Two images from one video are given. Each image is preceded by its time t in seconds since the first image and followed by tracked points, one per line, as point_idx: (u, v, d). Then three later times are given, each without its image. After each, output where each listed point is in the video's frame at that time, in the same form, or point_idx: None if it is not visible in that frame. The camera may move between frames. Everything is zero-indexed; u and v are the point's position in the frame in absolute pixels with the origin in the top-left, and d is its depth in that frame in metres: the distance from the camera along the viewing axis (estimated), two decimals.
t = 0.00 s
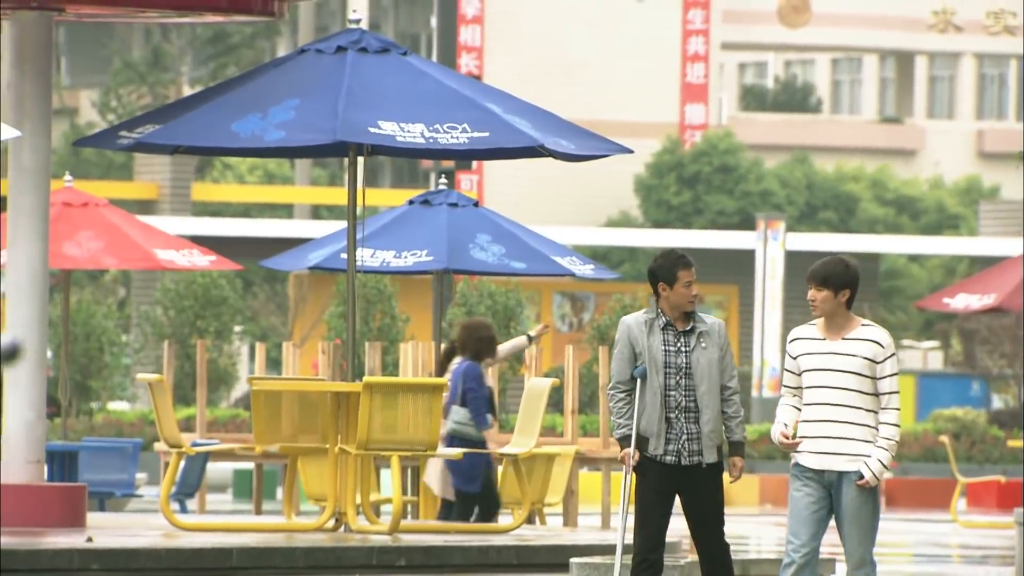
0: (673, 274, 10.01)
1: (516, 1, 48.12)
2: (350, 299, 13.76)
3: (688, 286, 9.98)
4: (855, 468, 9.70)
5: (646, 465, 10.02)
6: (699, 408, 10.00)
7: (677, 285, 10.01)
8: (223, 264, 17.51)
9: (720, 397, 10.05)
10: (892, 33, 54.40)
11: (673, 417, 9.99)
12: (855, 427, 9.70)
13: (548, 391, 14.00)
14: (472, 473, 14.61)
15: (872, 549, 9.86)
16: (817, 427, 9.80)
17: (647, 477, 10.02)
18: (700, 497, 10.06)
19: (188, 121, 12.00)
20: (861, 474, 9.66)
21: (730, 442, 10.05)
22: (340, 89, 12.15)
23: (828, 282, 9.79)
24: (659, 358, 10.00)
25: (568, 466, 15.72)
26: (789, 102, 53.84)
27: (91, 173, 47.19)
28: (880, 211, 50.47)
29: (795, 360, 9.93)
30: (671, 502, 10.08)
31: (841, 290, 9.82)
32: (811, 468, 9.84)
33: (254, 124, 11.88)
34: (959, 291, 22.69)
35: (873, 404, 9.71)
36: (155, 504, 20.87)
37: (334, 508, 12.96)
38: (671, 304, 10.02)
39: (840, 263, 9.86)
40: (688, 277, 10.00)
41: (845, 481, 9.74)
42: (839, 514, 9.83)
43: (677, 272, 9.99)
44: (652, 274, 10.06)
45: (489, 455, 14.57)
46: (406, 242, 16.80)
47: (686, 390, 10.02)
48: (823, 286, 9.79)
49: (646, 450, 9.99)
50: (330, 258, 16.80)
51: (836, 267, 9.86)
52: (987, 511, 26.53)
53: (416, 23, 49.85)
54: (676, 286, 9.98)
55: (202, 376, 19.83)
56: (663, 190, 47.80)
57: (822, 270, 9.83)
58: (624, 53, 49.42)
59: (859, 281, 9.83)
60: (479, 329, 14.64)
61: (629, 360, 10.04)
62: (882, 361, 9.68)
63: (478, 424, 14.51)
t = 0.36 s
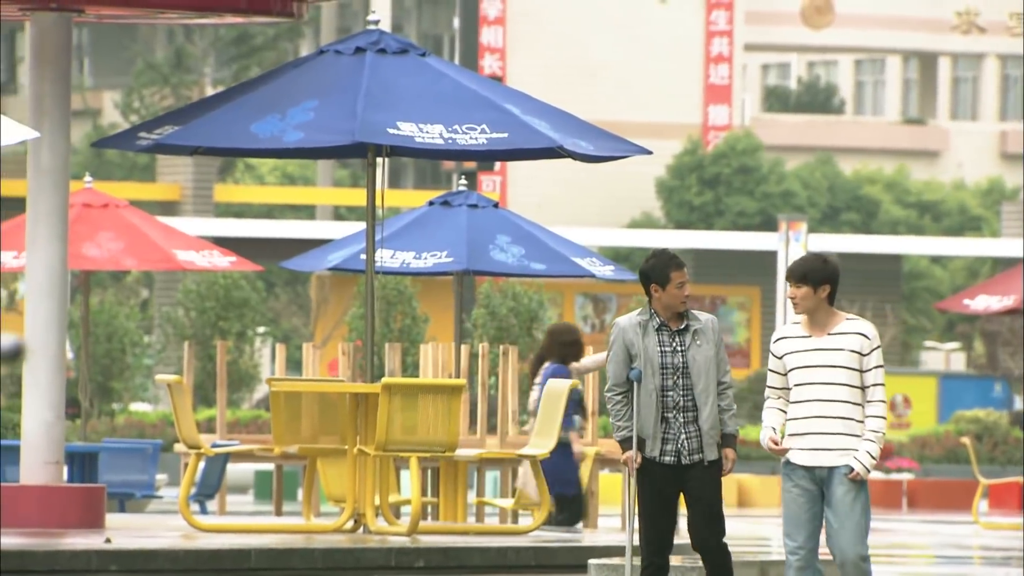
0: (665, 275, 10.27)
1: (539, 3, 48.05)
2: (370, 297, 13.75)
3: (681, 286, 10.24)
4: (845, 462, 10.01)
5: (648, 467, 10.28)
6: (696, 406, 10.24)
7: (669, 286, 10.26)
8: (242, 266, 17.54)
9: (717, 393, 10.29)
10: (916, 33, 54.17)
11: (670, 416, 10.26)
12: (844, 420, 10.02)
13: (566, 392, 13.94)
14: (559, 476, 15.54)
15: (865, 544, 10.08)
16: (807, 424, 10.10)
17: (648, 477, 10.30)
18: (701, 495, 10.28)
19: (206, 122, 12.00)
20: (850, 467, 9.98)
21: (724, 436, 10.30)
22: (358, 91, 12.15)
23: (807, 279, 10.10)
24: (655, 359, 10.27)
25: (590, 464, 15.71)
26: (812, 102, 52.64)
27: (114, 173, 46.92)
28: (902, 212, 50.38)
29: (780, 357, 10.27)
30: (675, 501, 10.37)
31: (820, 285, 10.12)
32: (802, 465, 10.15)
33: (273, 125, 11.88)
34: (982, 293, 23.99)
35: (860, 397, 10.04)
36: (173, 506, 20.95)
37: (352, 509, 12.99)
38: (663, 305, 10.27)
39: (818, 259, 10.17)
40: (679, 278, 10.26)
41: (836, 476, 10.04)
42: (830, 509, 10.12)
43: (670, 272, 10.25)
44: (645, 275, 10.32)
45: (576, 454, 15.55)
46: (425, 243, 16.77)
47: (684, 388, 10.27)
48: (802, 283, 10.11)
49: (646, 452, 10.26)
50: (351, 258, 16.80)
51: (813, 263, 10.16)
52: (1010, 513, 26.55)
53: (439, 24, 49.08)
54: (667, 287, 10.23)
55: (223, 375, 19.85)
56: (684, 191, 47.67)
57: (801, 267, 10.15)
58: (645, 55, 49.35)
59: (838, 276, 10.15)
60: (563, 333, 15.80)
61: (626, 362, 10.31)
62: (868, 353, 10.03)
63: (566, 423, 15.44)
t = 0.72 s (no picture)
0: (685, 279, 10.18)
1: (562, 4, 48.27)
2: (391, 298, 13.76)
3: (698, 295, 10.14)
4: (842, 462, 9.93)
5: (664, 473, 10.20)
6: (715, 417, 10.11)
7: (686, 291, 10.18)
8: (264, 266, 17.56)
9: (739, 406, 10.16)
10: (940, 34, 54.00)
11: (687, 424, 10.14)
12: (842, 422, 9.94)
13: (586, 394, 13.95)
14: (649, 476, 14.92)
15: (862, 544, 9.99)
16: (807, 427, 10.03)
17: (664, 486, 10.21)
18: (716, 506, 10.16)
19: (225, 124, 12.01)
20: (848, 467, 9.89)
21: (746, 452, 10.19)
22: (378, 92, 12.15)
23: (807, 282, 9.99)
24: (676, 367, 10.15)
25: (612, 465, 15.72)
26: (837, 104, 52.40)
27: (137, 175, 46.76)
28: (923, 214, 50.15)
29: (784, 359, 10.18)
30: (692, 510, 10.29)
31: (820, 290, 10.01)
32: (803, 468, 10.09)
33: (293, 126, 11.88)
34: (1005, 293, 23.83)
35: (860, 398, 9.94)
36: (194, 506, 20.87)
37: (372, 511, 12.98)
38: (690, 309, 10.17)
39: (820, 261, 10.04)
40: (698, 285, 10.16)
41: (834, 476, 9.96)
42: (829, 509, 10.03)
43: (688, 277, 10.14)
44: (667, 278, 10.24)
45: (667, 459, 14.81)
46: (446, 245, 16.76)
47: (704, 398, 10.14)
48: (801, 286, 10.00)
49: (662, 460, 10.17)
50: (371, 260, 16.82)
51: (815, 266, 10.04)
52: None
53: (462, 25, 49.10)
54: (684, 291, 10.16)
55: (243, 376, 19.85)
56: (706, 194, 47.39)
57: (800, 270, 10.02)
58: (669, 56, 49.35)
59: (839, 279, 10.01)
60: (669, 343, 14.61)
61: (648, 368, 10.21)
62: (868, 356, 9.93)
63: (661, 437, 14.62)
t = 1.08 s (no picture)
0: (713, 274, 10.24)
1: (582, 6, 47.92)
2: (406, 299, 13.74)
3: (723, 288, 10.20)
4: (839, 467, 10.18)
5: (676, 466, 10.27)
6: (727, 415, 10.18)
7: (714, 284, 10.24)
8: (280, 268, 17.57)
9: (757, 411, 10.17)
10: (959, 36, 53.76)
11: (702, 419, 10.22)
12: (842, 427, 10.18)
13: (601, 397, 13.95)
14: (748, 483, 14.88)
15: (856, 553, 10.22)
16: (810, 429, 10.29)
17: (676, 479, 10.27)
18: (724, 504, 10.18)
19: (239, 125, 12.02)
20: (844, 473, 10.14)
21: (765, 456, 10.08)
22: (393, 94, 12.14)
23: (823, 283, 10.23)
24: (696, 358, 10.27)
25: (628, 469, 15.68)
26: (855, 105, 52.46)
27: (156, 177, 46.76)
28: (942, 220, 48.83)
29: (800, 359, 10.42)
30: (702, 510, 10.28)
31: (836, 292, 10.25)
32: (804, 471, 10.35)
33: (307, 128, 11.87)
34: None
35: (865, 405, 10.19)
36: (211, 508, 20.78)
37: (386, 513, 12.97)
38: (719, 302, 10.25)
39: (838, 264, 10.27)
40: (724, 280, 10.21)
41: (831, 481, 10.22)
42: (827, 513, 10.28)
43: (714, 271, 10.20)
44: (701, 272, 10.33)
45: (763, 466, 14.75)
46: (462, 247, 16.77)
47: (718, 394, 10.22)
48: (818, 286, 10.25)
49: (675, 452, 10.25)
50: (387, 261, 16.82)
51: (832, 268, 10.27)
52: None
53: (481, 27, 48.97)
54: (710, 283, 10.24)
55: (260, 378, 19.91)
56: (725, 197, 47.27)
57: (819, 271, 10.26)
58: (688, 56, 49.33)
59: (855, 284, 10.24)
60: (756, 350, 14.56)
61: (677, 360, 10.39)
62: (875, 364, 10.15)
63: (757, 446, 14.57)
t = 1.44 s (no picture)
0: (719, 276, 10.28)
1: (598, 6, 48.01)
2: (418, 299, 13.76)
3: (727, 289, 10.24)
4: (854, 471, 10.15)
5: (686, 469, 10.33)
6: (738, 417, 10.25)
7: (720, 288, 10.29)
8: (295, 271, 17.57)
9: (764, 412, 10.27)
10: (975, 38, 53.62)
11: (714, 423, 10.28)
12: (856, 429, 10.16)
13: (615, 398, 13.97)
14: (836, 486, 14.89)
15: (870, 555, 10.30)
16: (821, 429, 10.26)
17: (686, 481, 10.34)
18: (737, 506, 10.34)
19: (253, 128, 12.03)
20: (858, 478, 10.11)
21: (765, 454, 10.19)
22: (407, 96, 12.14)
23: (832, 284, 10.21)
24: (706, 361, 10.31)
25: (643, 472, 15.67)
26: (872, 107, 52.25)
27: (173, 179, 46.76)
28: (960, 221, 48.70)
29: (812, 358, 10.41)
30: (709, 509, 10.39)
31: (845, 293, 10.22)
32: (814, 469, 10.32)
33: (321, 130, 11.87)
34: None
35: (880, 407, 10.17)
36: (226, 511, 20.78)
37: (400, 515, 12.97)
38: (725, 304, 10.28)
39: (847, 265, 10.25)
40: (727, 279, 10.25)
41: (844, 483, 10.20)
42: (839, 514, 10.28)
43: (722, 273, 10.24)
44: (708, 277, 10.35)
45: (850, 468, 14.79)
46: (477, 249, 16.77)
47: (729, 398, 10.28)
48: (827, 286, 10.23)
49: (686, 454, 10.32)
50: (402, 263, 16.80)
51: (841, 269, 10.25)
52: None
53: (498, 29, 48.92)
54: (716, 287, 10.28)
55: (275, 380, 19.90)
56: (744, 199, 47.10)
57: (828, 271, 10.25)
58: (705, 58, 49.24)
59: (866, 284, 10.22)
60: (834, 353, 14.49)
61: (682, 362, 10.38)
62: (889, 365, 10.15)
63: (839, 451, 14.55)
